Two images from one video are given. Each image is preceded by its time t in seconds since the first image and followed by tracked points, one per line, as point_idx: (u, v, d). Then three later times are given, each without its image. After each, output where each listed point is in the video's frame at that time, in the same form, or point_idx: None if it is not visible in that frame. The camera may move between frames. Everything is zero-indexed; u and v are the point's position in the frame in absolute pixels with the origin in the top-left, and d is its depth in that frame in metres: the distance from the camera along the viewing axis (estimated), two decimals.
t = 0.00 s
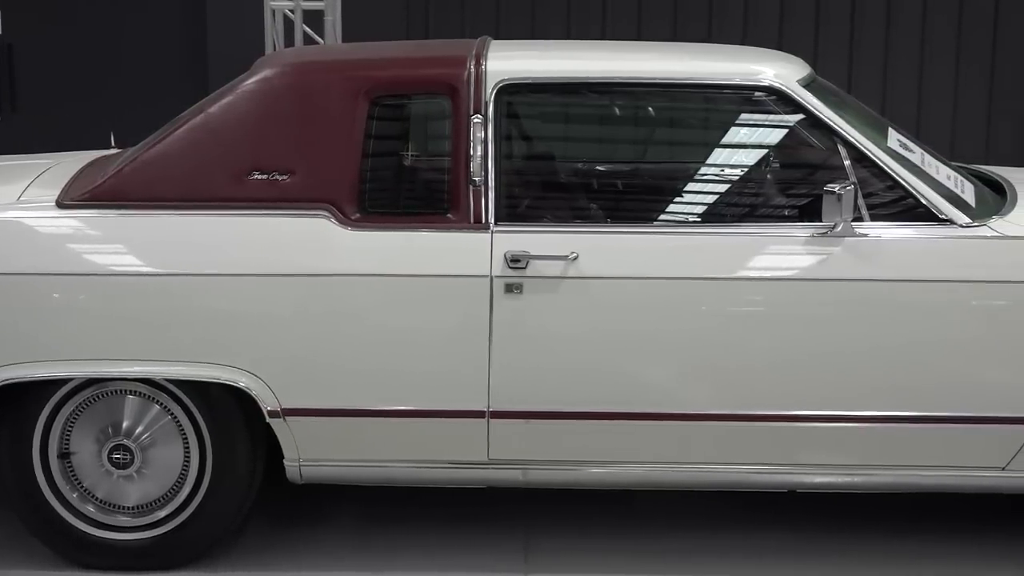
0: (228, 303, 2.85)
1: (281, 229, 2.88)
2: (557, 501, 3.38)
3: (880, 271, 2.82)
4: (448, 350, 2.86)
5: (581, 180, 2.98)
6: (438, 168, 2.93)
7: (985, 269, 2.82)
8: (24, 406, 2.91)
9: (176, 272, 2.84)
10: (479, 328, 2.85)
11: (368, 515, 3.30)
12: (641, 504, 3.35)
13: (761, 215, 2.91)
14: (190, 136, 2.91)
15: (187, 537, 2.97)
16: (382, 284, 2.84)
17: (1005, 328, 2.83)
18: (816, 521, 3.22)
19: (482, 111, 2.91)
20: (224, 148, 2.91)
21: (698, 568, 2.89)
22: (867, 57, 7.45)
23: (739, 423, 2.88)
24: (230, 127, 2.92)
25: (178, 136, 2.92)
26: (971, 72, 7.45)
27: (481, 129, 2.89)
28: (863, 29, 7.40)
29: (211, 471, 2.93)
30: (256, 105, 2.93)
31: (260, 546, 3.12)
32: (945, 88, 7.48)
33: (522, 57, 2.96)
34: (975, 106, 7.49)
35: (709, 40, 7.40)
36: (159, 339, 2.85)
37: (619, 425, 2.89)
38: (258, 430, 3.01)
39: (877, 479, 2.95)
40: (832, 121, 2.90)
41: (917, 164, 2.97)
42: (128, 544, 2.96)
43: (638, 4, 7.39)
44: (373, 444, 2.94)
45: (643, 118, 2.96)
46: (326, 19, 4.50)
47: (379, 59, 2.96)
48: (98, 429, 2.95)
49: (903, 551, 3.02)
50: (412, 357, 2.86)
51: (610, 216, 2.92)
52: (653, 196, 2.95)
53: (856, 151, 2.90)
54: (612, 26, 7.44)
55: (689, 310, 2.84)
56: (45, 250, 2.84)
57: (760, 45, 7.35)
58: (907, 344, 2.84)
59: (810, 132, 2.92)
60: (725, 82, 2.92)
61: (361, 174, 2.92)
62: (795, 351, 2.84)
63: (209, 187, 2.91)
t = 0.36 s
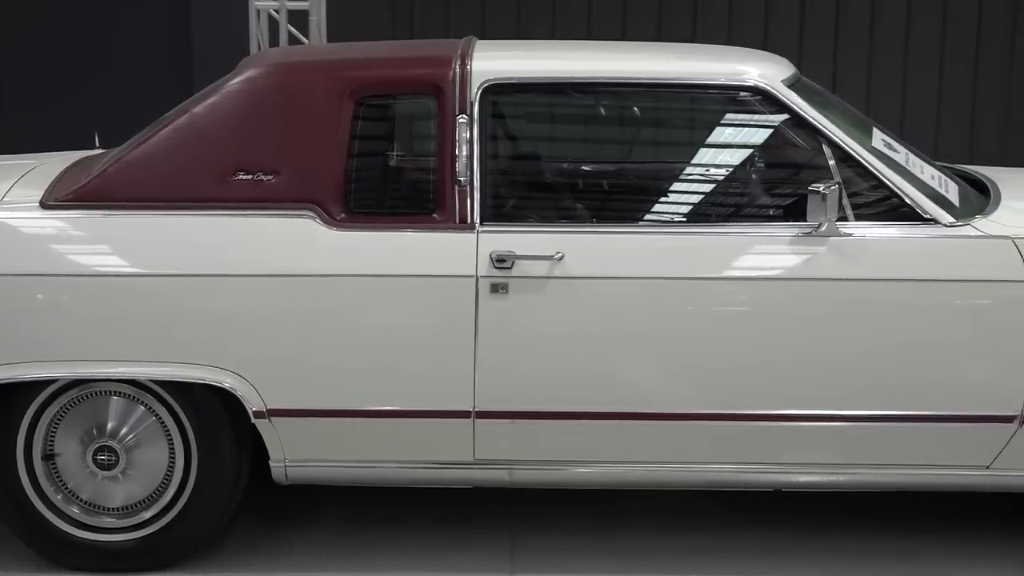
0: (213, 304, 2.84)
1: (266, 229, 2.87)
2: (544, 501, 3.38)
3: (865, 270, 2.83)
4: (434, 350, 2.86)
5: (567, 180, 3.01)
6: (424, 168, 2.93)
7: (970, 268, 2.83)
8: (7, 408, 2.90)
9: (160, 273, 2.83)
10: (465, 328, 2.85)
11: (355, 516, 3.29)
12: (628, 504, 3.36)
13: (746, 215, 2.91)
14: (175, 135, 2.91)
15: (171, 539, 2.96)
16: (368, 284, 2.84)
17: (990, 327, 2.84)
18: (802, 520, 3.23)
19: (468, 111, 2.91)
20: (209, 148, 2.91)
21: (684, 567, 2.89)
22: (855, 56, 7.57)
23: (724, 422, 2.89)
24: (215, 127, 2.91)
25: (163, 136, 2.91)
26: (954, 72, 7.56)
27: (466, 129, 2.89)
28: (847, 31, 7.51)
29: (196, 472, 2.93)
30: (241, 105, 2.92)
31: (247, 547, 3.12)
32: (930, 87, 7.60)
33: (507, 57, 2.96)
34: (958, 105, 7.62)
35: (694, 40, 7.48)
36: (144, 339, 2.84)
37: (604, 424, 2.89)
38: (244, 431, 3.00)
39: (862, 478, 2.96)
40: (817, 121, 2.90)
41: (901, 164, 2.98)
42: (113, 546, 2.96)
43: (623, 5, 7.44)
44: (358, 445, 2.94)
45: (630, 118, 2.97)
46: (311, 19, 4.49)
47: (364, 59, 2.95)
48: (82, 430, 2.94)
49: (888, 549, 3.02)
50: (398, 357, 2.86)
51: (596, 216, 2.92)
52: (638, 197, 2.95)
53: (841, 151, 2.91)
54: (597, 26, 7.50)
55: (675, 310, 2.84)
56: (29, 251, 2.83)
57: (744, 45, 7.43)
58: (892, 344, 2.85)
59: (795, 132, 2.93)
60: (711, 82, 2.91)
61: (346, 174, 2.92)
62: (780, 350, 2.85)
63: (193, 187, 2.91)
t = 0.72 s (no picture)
0: (197, 305, 2.84)
1: (249, 230, 2.87)
2: (528, 501, 3.38)
3: (848, 270, 2.84)
4: (417, 350, 2.86)
5: (551, 180, 2.98)
6: (407, 168, 2.92)
7: (952, 267, 2.84)
8: None
9: (144, 274, 2.83)
10: (449, 328, 2.85)
11: (340, 516, 3.29)
12: (612, 503, 3.36)
13: (730, 215, 2.92)
14: (158, 136, 2.90)
15: (154, 541, 2.95)
16: (350, 284, 2.84)
17: (973, 326, 2.84)
18: (786, 519, 3.24)
19: (452, 111, 2.90)
20: (193, 149, 2.90)
21: (668, 566, 2.90)
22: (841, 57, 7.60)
23: (708, 421, 2.89)
24: (199, 127, 2.91)
25: (146, 136, 2.90)
26: (938, 73, 7.59)
27: (451, 129, 2.89)
28: (830, 32, 7.54)
29: (180, 473, 2.92)
30: (224, 105, 2.92)
31: (231, 548, 3.11)
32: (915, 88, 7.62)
33: (491, 57, 2.96)
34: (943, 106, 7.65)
35: (677, 40, 7.52)
36: (128, 340, 2.83)
37: (588, 424, 2.90)
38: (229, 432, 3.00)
39: (845, 477, 2.96)
40: (800, 121, 2.91)
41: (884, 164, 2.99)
42: (96, 548, 2.95)
43: (607, 5, 7.47)
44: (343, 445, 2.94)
45: (614, 118, 2.98)
46: (294, 20, 4.49)
47: (349, 60, 2.95)
48: (66, 431, 2.93)
49: (871, 548, 3.03)
50: (382, 357, 2.86)
51: (580, 216, 2.93)
52: (623, 197, 2.95)
53: (824, 151, 2.92)
54: (580, 25, 7.52)
55: (658, 309, 2.84)
56: (11, 251, 2.82)
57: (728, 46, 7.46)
58: (875, 343, 2.85)
59: (779, 132, 2.94)
60: (695, 82, 2.92)
61: (330, 175, 2.91)
62: (763, 349, 2.85)
63: (177, 188, 2.90)
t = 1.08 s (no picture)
0: (180, 306, 2.83)
1: (231, 230, 2.86)
2: (513, 501, 3.38)
3: (830, 269, 2.85)
4: (400, 351, 2.85)
5: (534, 180, 2.99)
6: (390, 168, 2.92)
7: (933, 266, 2.85)
8: None
9: (126, 274, 2.82)
10: (433, 328, 2.85)
11: (325, 517, 3.28)
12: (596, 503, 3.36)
13: (713, 215, 2.92)
14: (140, 136, 2.89)
15: (136, 542, 2.94)
16: (333, 285, 2.83)
17: (954, 325, 2.85)
18: (769, 518, 3.25)
19: (435, 111, 2.90)
20: (175, 149, 2.89)
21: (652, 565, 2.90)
22: (828, 56, 7.61)
23: (692, 421, 2.89)
24: (182, 128, 2.90)
25: (128, 137, 2.89)
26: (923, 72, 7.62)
27: (434, 129, 2.88)
28: (812, 31, 7.56)
29: (163, 475, 2.91)
30: (207, 105, 2.91)
31: (215, 549, 3.10)
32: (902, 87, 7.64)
33: (473, 57, 2.96)
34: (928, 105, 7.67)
35: (660, 40, 7.53)
36: (110, 341, 2.82)
37: (572, 424, 2.90)
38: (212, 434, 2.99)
39: (828, 476, 2.97)
40: (783, 121, 2.92)
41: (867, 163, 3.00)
42: (78, 550, 2.94)
43: (590, 5, 7.49)
44: (327, 446, 2.93)
45: (597, 118, 2.98)
46: (276, 19, 4.49)
47: (332, 60, 2.95)
48: (48, 433, 2.92)
49: (855, 546, 3.04)
50: (366, 358, 2.86)
51: (564, 216, 2.93)
52: (607, 197, 2.96)
53: (807, 151, 2.92)
54: (563, 26, 7.53)
55: (642, 309, 2.84)
56: None
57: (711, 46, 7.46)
58: (857, 342, 2.86)
59: (762, 132, 2.94)
60: (678, 83, 2.93)
61: (313, 175, 2.91)
62: (745, 349, 2.86)
63: (159, 189, 2.89)
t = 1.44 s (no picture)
0: (163, 307, 2.82)
1: (213, 231, 2.86)
2: (496, 501, 3.38)
3: (813, 269, 2.85)
4: (383, 351, 2.85)
5: (517, 180, 2.99)
6: (373, 169, 2.91)
7: (915, 266, 2.86)
8: None
9: (108, 275, 2.81)
10: (416, 329, 2.84)
11: (308, 519, 3.28)
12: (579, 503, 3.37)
13: (696, 215, 2.93)
14: (121, 136, 2.88)
15: (119, 544, 2.93)
16: (315, 285, 2.83)
17: (936, 324, 2.86)
18: (752, 517, 3.25)
19: (418, 111, 2.90)
20: (157, 150, 2.89)
21: (634, 565, 2.90)
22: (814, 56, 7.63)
23: (675, 421, 2.90)
24: (163, 128, 2.89)
25: (110, 137, 2.88)
26: (907, 72, 7.64)
27: (417, 129, 2.89)
28: (794, 31, 7.59)
29: (145, 476, 2.90)
30: (189, 105, 2.90)
31: (198, 551, 3.10)
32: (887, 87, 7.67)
33: (456, 57, 2.96)
34: (914, 105, 7.70)
35: (642, 40, 7.53)
36: (92, 342, 2.81)
37: (555, 424, 2.90)
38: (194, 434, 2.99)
39: (811, 475, 2.98)
40: (765, 121, 2.93)
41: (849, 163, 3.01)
42: (59, 551, 2.92)
43: (573, 5, 7.50)
44: (310, 447, 2.93)
45: (579, 118, 2.98)
46: (258, 20, 4.48)
47: (314, 60, 2.94)
48: (30, 434, 2.90)
49: (836, 545, 3.05)
50: (348, 358, 2.85)
51: (547, 216, 2.94)
52: (590, 197, 2.96)
53: (790, 151, 2.93)
54: (546, 26, 7.54)
55: (624, 309, 2.85)
56: None
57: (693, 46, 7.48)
58: (839, 342, 2.86)
59: (744, 132, 2.95)
60: (660, 83, 2.93)
61: (296, 175, 2.91)
62: (728, 349, 2.86)
63: (141, 189, 2.88)
